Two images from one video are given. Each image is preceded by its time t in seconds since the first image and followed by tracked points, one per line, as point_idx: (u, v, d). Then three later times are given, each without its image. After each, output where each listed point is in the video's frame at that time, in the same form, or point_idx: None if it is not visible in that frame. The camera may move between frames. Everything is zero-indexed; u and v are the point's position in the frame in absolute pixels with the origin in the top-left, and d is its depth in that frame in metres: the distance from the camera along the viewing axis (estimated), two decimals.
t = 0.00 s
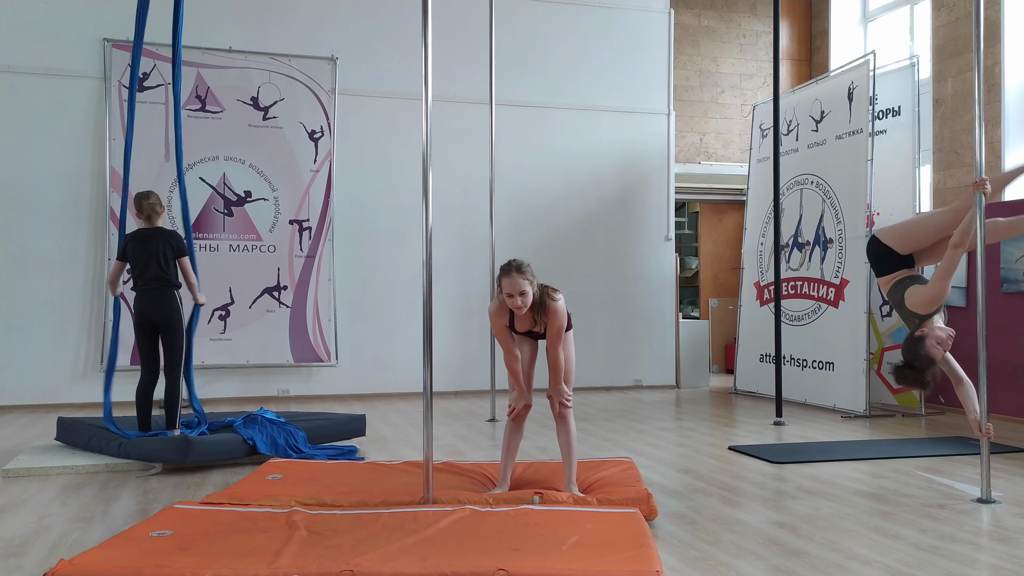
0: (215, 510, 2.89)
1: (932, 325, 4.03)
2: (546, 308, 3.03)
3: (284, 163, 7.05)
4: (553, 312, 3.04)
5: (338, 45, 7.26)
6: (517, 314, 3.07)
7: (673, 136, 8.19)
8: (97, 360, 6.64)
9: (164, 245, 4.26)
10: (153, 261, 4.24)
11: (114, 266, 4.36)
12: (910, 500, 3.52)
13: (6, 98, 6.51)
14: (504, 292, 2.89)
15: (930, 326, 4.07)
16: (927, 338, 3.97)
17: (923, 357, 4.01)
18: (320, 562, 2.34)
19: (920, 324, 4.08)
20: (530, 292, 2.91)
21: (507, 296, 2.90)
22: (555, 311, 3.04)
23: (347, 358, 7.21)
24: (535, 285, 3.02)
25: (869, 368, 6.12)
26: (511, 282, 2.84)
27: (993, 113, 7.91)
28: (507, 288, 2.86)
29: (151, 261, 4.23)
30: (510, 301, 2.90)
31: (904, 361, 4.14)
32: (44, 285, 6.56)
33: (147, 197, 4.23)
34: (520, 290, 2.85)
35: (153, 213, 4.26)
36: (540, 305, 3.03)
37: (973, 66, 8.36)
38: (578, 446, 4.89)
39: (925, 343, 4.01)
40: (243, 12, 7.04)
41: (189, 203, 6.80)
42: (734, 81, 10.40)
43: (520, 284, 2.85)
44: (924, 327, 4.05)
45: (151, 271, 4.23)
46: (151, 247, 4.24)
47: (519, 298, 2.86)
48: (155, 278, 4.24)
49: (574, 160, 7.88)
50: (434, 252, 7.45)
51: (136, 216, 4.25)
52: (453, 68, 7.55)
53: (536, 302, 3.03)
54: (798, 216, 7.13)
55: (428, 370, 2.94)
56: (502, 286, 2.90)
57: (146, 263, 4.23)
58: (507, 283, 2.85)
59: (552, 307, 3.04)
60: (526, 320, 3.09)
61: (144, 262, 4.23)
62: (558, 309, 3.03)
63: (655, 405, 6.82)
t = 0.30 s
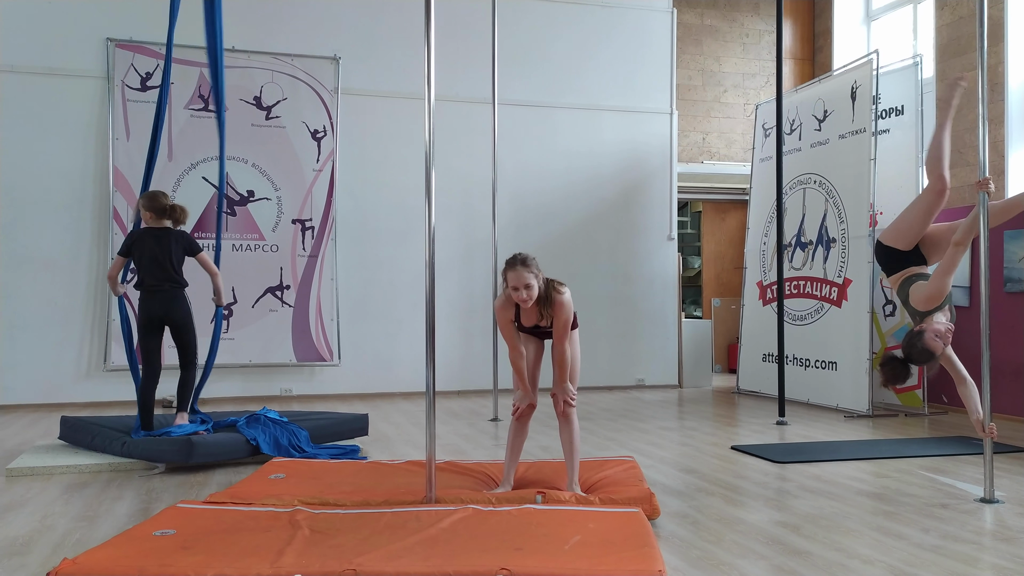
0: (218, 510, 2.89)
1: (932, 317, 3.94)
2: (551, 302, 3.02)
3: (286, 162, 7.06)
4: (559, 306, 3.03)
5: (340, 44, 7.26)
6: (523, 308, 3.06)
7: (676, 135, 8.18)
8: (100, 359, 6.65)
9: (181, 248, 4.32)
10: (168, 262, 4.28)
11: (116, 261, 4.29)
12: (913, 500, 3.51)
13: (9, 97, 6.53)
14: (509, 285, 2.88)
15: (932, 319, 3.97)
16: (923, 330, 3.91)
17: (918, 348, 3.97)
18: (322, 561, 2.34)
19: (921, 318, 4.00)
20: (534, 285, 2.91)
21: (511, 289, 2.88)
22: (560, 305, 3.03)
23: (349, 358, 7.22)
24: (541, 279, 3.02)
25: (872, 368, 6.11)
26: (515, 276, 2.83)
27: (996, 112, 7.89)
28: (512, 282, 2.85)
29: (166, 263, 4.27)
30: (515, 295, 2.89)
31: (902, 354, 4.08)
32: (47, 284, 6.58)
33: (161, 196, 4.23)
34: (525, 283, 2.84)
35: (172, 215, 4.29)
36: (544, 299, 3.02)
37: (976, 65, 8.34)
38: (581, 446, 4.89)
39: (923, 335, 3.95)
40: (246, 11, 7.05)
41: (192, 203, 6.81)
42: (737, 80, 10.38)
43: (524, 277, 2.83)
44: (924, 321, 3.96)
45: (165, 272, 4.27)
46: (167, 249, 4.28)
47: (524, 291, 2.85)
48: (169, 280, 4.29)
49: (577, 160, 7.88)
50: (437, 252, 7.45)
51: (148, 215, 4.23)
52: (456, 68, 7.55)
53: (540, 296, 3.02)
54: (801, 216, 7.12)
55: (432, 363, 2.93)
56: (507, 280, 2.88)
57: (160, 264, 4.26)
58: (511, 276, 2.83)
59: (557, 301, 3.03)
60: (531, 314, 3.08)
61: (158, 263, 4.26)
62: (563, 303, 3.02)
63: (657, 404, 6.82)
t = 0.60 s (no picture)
0: (221, 508, 2.90)
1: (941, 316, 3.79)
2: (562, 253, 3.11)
3: (290, 162, 7.07)
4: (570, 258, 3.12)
5: (343, 44, 7.27)
6: (533, 252, 3.12)
7: (679, 136, 8.18)
8: (103, 358, 6.67)
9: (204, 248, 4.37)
10: (196, 262, 4.32)
11: (137, 260, 4.16)
12: (916, 502, 3.51)
13: (14, 96, 6.54)
14: (525, 211, 3.03)
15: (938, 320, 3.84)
16: (937, 328, 3.71)
17: (939, 349, 3.75)
18: (325, 560, 2.34)
19: (931, 320, 3.87)
20: (550, 219, 3.06)
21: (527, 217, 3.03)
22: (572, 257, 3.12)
23: (352, 357, 7.22)
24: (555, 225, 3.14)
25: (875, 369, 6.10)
26: (533, 197, 3.00)
27: (1000, 113, 7.87)
28: (528, 207, 3.01)
29: (193, 262, 4.31)
30: (531, 218, 3.02)
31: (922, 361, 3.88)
32: (51, 283, 6.60)
33: (184, 197, 4.29)
34: (540, 205, 3.00)
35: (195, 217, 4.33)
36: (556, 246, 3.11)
37: (979, 66, 8.33)
38: (583, 446, 4.88)
39: (938, 336, 3.77)
40: (250, 11, 7.06)
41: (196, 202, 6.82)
42: (740, 81, 10.37)
43: (541, 199, 3.00)
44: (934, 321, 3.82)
45: (192, 272, 4.31)
46: (195, 248, 4.32)
47: (541, 211, 2.99)
48: (195, 279, 4.33)
49: (580, 160, 7.88)
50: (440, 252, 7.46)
51: (172, 215, 4.24)
52: (459, 68, 7.56)
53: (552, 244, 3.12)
54: (804, 216, 7.11)
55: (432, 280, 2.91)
56: (523, 210, 3.05)
57: (188, 263, 4.29)
58: (528, 199, 3.01)
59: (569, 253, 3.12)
60: (540, 268, 3.13)
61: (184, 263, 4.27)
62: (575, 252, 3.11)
63: (659, 405, 6.81)
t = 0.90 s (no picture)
0: (221, 512, 2.90)
1: (949, 319, 3.72)
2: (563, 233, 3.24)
3: (290, 165, 7.07)
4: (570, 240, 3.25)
5: (344, 48, 7.29)
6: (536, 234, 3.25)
7: (680, 139, 8.18)
8: (104, 361, 6.67)
9: (229, 253, 4.42)
10: (224, 265, 4.35)
11: (170, 258, 4.13)
12: (917, 505, 3.50)
13: (15, 101, 6.55)
14: (532, 190, 3.18)
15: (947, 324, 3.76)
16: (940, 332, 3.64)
17: (948, 352, 3.66)
18: (325, 564, 2.34)
19: (939, 326, 3.79)
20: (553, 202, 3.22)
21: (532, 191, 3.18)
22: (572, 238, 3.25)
23: (352, 361, 7.22)
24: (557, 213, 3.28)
25: (876, 372, 6.10)
26: (540, 175, 3.17)
27: (1000, 115, 7.88)
28: (535, 185, 3.17)
29: (221, 265, 4.34)
30: (539, 197, 3.17)
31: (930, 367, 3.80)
32: (52, 286, 6.60)
33: (211, 201, 4.34)
34: (548, 182, 3.16)
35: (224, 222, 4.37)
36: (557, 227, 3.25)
37: (979, 69, 8.34)
38: (583, 449, 4.88)
39: (945, 340, 3.69)
40: (250, 15, 7.08)
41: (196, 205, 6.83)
42: (740, 84, 10.39)
43: (548, 177, 3.17)
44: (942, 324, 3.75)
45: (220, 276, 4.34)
46: (224, 251, 4.35)
47: (546, 190, 3.16)
48: (221, 283, 4.36)
49: (580, 163, 7.88)
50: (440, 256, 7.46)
51: (201, 217, 4.29)
52: (459, 71, 7.57)
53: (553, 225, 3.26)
54: (804, 219, 7.11)
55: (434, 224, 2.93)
56: (529, 190, 3.21)
57: (218, 266, 4.31)
58: (535, 177, 3.18)
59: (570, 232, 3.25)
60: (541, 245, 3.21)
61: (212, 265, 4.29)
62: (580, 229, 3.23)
63: (660, 408, 6.81)
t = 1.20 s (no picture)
0: (219, 516, 2.89)
1: (952, 322, 3.83)
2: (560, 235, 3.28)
3: (290, 169, 7.08)
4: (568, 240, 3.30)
5: (344, 53, 7.30)
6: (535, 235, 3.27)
7: (679, 144, 8.20)
8: (103, 365, 6.67)
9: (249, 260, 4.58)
10: (245, 271, 4.49)
11: (206, 256, 4.19)
12: (916, 510, 3.50)
13: (15, 104, 6.56)
14: (533, 198, 3.18)
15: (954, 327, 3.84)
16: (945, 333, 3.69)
17: (952, 353, 3.71)
18: (323, 568, 2.34)
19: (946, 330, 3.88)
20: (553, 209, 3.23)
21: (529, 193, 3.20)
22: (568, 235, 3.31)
23: (351, 365, 7.22)
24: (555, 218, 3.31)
25: (875, 377, 6.10)
26: (541, 184, 3.17)
27: (1000, 121, 7.89)
28: (536, 193, 3.17)
29: (243, 270, 4.48)
30: (540, 204, 3.17)
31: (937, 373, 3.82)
32: (51, 290, 6.60)
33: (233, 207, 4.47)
34: (549, 191, 3.17)
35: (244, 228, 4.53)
36: (555, 230, 3.29)
37: (979, 75, 8.36)
38: (582, 454, 4.88)
39: (949, 342, 3.76)
40: (251, 19, 7.09)
41: (196, 209, 6.83)
42: (740, 89, 10.42)
43: (550, 186, 3.18)
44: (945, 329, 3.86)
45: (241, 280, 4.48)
46: (245, 257, 4.50)
47: (546, 198, 3.16)
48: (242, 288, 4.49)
49: (580, 167, 7.90)
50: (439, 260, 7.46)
51: (224, 221, 4.39)
52: (459, 76, 7.58)
53: (551, 228, 3.30)
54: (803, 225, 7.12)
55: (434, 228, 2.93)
56: (529, 197, 3.21)
57: (241, 271, 4.45)
58: (536, 186, 3.18)
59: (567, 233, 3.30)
60: (539, 246, 3.22)
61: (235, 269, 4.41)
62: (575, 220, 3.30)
63: (659, 413, 6.80)
